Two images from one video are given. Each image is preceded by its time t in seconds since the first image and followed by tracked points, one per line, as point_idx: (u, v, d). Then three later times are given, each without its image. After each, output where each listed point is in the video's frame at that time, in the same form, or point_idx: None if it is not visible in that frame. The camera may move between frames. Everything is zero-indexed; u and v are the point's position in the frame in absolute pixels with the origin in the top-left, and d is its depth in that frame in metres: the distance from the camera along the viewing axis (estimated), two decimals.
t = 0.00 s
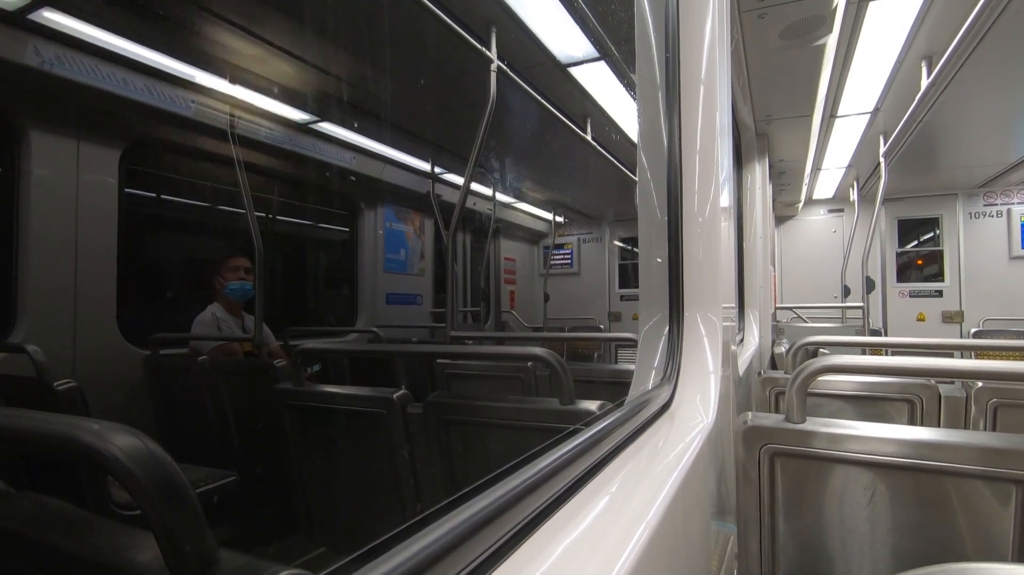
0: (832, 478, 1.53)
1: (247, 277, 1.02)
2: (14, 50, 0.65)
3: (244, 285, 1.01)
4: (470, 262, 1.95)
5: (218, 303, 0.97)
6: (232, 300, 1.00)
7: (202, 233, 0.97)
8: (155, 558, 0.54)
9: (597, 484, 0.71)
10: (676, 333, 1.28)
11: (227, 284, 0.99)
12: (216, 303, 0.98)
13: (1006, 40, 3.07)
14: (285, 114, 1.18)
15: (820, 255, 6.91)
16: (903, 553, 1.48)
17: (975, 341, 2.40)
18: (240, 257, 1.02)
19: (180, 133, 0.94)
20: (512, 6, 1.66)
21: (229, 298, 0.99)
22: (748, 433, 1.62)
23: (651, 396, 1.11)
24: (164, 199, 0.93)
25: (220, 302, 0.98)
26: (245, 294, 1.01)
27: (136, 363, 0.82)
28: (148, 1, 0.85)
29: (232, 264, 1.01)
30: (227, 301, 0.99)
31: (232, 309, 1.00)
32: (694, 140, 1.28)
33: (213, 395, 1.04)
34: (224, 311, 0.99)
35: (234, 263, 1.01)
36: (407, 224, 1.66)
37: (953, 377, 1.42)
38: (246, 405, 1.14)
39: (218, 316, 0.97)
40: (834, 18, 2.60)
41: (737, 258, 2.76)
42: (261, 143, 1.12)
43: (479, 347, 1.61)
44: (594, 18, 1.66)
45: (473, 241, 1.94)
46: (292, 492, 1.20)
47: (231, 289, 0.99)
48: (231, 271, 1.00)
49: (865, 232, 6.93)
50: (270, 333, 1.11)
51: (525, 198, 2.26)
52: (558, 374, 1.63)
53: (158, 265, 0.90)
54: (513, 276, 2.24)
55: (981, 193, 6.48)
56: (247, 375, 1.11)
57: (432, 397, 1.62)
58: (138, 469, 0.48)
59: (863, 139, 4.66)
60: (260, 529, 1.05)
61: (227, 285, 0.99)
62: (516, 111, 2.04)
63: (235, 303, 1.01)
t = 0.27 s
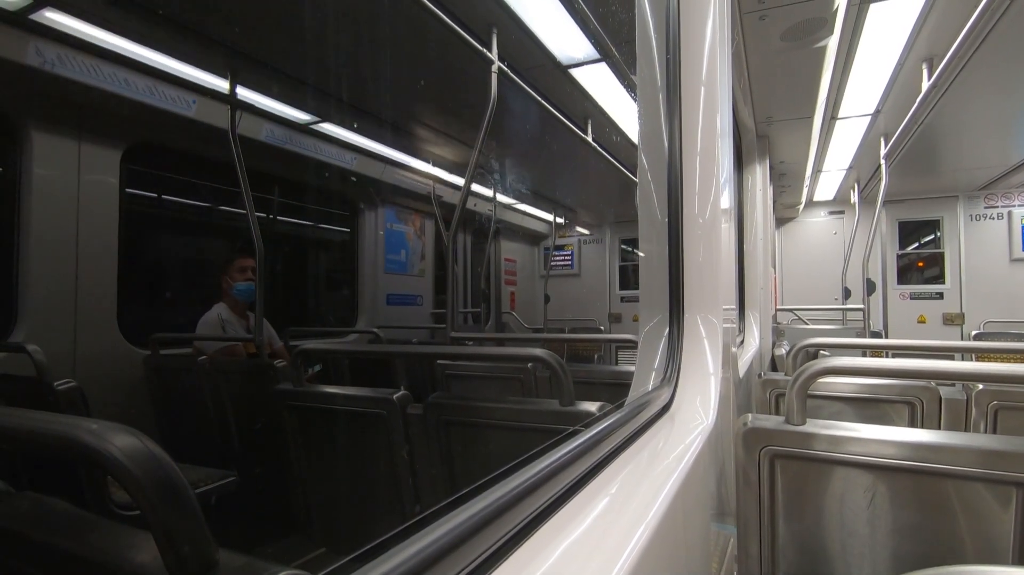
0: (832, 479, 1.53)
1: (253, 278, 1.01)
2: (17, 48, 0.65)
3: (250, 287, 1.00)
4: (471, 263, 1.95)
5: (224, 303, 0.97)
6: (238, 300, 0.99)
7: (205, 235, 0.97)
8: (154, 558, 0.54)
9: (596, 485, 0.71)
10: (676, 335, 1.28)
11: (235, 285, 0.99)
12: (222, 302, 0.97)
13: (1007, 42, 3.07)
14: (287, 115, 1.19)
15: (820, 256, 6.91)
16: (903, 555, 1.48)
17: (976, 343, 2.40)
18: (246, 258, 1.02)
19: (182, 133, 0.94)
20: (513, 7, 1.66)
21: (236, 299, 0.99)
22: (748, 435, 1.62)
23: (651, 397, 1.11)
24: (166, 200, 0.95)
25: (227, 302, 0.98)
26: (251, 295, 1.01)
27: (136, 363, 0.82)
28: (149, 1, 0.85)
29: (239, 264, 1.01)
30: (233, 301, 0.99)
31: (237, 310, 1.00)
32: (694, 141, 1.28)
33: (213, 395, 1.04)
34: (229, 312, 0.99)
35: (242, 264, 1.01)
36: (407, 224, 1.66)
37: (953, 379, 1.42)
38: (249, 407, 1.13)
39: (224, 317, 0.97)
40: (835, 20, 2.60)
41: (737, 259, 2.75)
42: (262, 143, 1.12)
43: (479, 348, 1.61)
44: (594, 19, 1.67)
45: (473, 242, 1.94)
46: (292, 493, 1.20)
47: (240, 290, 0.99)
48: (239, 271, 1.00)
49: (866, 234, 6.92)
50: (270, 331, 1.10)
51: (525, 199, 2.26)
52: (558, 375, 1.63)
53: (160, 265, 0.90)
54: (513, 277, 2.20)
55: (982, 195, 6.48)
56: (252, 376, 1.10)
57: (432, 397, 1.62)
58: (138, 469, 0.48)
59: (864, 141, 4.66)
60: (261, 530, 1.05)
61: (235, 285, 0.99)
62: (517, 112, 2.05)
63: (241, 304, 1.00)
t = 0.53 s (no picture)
0: (832, 480, 1.52)
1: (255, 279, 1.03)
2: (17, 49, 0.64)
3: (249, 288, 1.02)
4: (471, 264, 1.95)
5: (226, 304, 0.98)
6: (240, 302, 1.01)
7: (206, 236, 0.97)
8: (152, 559, 0.54)
9: (596, 486, 0.71)
10: (676, 335, 1.28)
11: (238, 286, 1.01)
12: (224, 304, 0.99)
13: (1007, 43, 3.08)
14: (288, 116, 1.20)
15: (820, 257, 6.91)
16: (903, 557, 1.47)
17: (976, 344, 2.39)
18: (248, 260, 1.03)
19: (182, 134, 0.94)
20: (512, 8, 1.67)
21: (238, 300, 1.00)
22: (747, 436, 1.61)
23: (651, 398, 1.11)
24: (165, 200, 0.93)
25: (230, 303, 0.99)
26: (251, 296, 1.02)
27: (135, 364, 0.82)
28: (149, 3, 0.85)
29: (242, 265, 1.02)
30: (236, 303, 1.00)
31: (240, 312, 1.01)
32: (694, 142, 1.28)
33: (213, 396, 1.04)
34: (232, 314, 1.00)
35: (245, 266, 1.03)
36: (407, 225, 1.66)
37: (953, 380, 1.42)
38: (248, 408, 1.14)
39: (226, 318, 0.98)
40: (835, 21, 2.60)
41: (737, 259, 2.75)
42: (261, 144, 1.12)
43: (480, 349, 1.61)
44: (593, 20, 1.68)
45: (473, 243, 1.94)
46: (292, 493, 1.19)
47: (241, 291, 1.01)
48: (241, 274, 1.01)
49: (866, 235, 6.92)
50: (270, 329, 1.10)
51: (525, 200, 2.26)
52: (558, 376, 1.63)
53: (160, 266, 0.90)
54: (513, 278, 2.19)
55: (982, 196, 6.48)
56: (252, 378, 1.10)
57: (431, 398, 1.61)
58: (136, 470, 0.48)
59: (864, 142, 4.66)
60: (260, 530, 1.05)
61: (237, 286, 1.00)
62: (517, 113, 2.05)
63: (244, 306, 1.01)
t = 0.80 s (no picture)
0: (831, 481, 1.52)
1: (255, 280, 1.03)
2: (15, 50, 0.64)
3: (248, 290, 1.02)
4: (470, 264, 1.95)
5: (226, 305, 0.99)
6: (240, 303, 1.01)
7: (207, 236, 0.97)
8: (152, 560, 0.55)
9: (596, 487, 0.71)
10: (675, 336, 1.28)
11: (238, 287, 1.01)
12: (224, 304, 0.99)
13: (1005, 44, 3.08)
14: (288, 117, 1.20)
15: (819, 258, 6.91)
16: (902, 558, 1.48)
17: (975, 344, 2.40)
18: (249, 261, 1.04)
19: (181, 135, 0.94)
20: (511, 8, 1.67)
21: (238, 301, 1.01)
22: (747, 437, 1.61)
23: (650, 398, 1.11)
24: (165, 201, 0.95)
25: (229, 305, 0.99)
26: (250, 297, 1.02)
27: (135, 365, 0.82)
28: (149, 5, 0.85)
29: (242, 266, 1.02)
30: (235, 304, 1.00)
31: (240, 312, 1.01)
32: (693, 143, 1.28)
33: (212, 396, 1.04)
34: (232, 315, 1.01)
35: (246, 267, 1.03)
36: (407, 226, 1.66)
37: (952, 381, 1.42)
38: (247, 408, 1.14)
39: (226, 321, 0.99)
40: (834, 21, 2.60)
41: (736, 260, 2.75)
42: (260, 144, 1.12)
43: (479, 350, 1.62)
44: (593, 19, 1.65)
45: (473, 244, 1.94)
46: (292, 493, 1.19)
47: (241, 293, 1.01)
48: (241, 274, 1.02)
49: (865, 236, 6.93)
50: (271, 329, 1.10)
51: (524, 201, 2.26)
52: (557, 377, 1.64)
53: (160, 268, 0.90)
54: (513, 278, 2.18)
55: (981, 196, 6.49)
56: (248, 377, 1.11)
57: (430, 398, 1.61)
58: (135, 473, 0.48)
59: (863, 142, 4.67)
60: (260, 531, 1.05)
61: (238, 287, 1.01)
62: (516, 113, 2.05)
63: (244, 307, 1.01)
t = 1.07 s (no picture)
0: (830, 481, 1.53)
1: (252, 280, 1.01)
2: (16, 51, 0.64)
3: (245, 291, 0.99)
4: (469, 264, 1.95)
5: (223, 307, 0.97)
6: (237, 304, 0.98)
7: (206, 236, 0.97)
8: (151, 560, 0.54)
9: (595, 488, 0.71)
10: (675, 336, 1.28)
11: (234, 288, 0.99)
12: (221, 305, 0.97)
13: (1004, 43, 3.09)
14: (285, 117, 1.20)
15: (818, 258, 6.92)
16: (901, 557, 1.48)
17: (973, 344, 2.40)
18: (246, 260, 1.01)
19: (178, 135, 0.94)
20: (511, 9, 1.67)
21: (235, 303, 0.98)
22: (746, 436, 1.61)
23: (650, 398, 1.11)
24: (162, 201, 0.94)
25: (226, 307, 0.97)
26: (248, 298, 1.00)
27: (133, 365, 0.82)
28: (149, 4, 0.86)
29: (240, 266, 1.00)
30: (232, 305, 0.98)
31: (237, 314, 0.99)
32: (692, 143, 1.28)
33: (211, 396, 1.04)
34: (229, 316, 0.99)
35: (243, 267, 1.00)
36: (407, 226, 1.65)
37: (950, 380, 1.42)
38: (246, 407, 1.14)
39: (223, 322, 0.98)
40: (832, 21, 2.61)
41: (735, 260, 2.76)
42: (258, 145, 1.12)
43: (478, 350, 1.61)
44: (592, 20, 1.66)
45: (472, 244, 1.94)
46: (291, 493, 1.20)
47: (238, 294, 0.98)
48: (238, 275, 0.99)
49: (864, 235, 6.93)
50: (270, 331, 1.11)
51: (524, 201, 2.26)
52: (558, 377, 1.63)
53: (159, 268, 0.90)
54: (513, 279, 2.26)
55: (979, 196, 6.50)
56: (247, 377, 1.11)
57: (429, 399, 1.60)
58: (133, 474, 0.48)
59: (862, 142, 4.67)
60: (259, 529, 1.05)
61: (234, 288, 0.98)
62: (516, 113, 2.05)
63: (241, 308, 0.99)
